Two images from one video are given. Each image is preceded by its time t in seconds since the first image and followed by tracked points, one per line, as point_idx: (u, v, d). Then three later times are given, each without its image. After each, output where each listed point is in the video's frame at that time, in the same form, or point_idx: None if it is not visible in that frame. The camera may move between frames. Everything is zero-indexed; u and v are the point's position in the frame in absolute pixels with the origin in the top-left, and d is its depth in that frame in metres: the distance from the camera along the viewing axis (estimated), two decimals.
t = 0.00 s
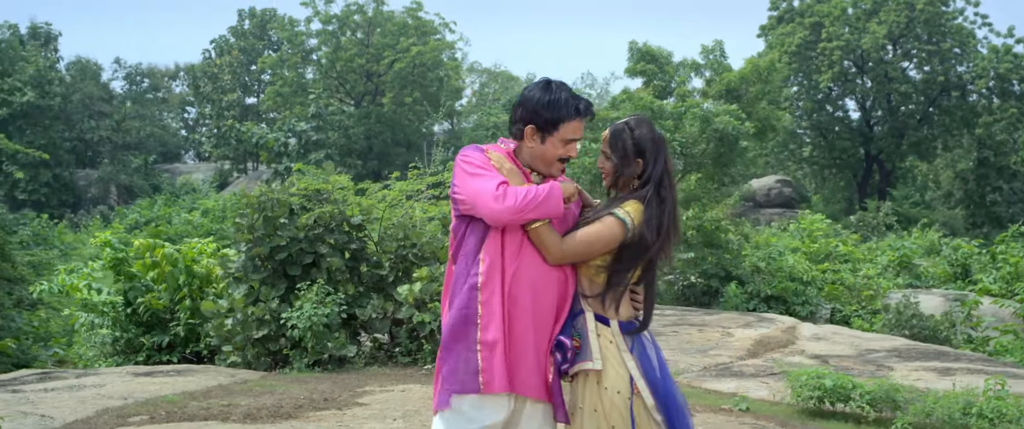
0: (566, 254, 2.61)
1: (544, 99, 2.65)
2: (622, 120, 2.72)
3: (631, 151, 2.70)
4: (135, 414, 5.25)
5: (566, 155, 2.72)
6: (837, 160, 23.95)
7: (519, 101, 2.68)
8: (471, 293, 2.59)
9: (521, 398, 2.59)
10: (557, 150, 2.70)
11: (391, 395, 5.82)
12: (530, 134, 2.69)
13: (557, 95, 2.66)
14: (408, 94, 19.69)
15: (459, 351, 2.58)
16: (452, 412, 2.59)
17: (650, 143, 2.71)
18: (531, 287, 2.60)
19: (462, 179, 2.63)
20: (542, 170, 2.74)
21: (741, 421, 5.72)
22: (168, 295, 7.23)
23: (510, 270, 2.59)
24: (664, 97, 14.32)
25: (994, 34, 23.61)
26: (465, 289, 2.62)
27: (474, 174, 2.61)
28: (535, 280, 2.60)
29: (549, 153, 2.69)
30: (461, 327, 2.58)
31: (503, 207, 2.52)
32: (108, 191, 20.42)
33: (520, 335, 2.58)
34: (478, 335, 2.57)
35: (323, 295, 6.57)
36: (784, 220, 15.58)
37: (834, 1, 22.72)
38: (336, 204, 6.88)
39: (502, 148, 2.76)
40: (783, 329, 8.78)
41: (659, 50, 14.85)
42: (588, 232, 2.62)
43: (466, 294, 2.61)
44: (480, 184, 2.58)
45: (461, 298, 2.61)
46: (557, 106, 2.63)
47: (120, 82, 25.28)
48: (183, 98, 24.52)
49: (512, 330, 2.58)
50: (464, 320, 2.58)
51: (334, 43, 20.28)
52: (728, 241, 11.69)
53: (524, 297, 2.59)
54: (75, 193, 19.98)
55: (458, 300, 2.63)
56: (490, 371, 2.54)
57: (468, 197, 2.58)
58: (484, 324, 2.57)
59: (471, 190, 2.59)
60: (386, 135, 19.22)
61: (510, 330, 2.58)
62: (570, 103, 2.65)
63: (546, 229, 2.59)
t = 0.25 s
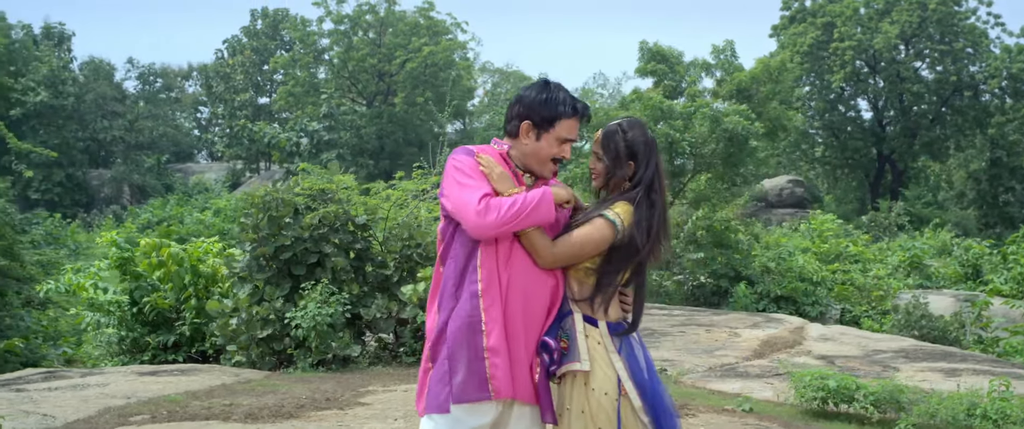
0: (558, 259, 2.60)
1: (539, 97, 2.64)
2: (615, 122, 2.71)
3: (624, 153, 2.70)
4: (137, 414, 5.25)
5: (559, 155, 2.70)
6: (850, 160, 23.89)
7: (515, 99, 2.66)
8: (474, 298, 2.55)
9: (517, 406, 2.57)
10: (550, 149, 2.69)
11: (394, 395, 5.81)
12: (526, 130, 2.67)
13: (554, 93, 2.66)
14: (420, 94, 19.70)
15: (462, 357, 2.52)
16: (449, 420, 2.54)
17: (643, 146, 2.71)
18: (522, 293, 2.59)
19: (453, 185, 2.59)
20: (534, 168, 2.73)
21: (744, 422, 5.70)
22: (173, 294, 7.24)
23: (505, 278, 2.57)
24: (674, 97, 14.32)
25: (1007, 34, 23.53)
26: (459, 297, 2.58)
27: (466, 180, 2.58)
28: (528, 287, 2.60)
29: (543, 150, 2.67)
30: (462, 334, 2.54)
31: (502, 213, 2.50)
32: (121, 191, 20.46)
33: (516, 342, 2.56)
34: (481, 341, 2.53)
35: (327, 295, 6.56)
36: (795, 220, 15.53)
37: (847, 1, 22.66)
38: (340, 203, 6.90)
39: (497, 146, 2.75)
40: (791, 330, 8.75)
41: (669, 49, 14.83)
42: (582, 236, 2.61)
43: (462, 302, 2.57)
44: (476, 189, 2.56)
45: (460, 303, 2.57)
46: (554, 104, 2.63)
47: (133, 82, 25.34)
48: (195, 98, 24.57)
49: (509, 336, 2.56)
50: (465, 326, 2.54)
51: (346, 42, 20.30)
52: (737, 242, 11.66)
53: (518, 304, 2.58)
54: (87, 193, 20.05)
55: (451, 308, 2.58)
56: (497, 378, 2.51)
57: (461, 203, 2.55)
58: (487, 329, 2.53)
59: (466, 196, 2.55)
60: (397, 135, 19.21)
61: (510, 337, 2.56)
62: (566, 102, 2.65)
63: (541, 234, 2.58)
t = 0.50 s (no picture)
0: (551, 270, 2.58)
1: (529, 94, 2.68)
2: (614, 123, 2.71)
3: (619, 157, 2.69)
4: (143, 413, 5.26)
5: (551, 150, 2.71)
6: (866, 161, 23.82)
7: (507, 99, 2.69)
8: (473, 304, 2.55)
9: (512, 412, 2.58)
10: (543, 142, 2.69)
11: (400, 395, 5.81)
12: (520, 119, 2.68)
13: (544, 93, 2.68)
14: (435, 94, 19.71)
15: (462, 363, 2.52)
16: (438, 424, 2.53)
17: (638, 148, 2.71)
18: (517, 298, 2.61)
19: (441, 193, 2.57)
20: (529, 162, 2.73)
21: (751, 422, 5.68)
22: (183, 293, 7.26)
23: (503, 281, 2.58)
24: (688, 97, 14.31)
25: None
26: (451, 300, 2.57)
27: (454, 190, 2.58)
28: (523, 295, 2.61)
29: (537, 143, 2.68)
30: (460, 339, 2.54)
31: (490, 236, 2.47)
32: (138, 191, 20.52)
33: (514, 347, 2.58)
34: (480, 348, 2.53)
35: (335, 294, 6.55)
36: (810, 221, 15.49)
37: (863, 0, 22.60)
38: (349, 203, 6.91)
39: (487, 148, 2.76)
40: (801, 331, 8.73)
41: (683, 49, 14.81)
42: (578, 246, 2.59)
43: (454, 306, 2.57)
44: (462, 199, 2.56)
45: (459, 308, 2.56)
46: (545, 98, 2.65)
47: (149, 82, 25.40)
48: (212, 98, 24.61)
49: (506, 342, 2.57)
50: (464, 330, 2.53)
51: (362, 42, 20.34)
52: (750, 242, 11.62)
53: (514, 310, 2.60)
54: (107, 192, 20.17)
55: (442, 311, 2.58)
56: (501, 383, 2.53)
57: (445, 215, 2.53)
58: (487, 335, 2.54)
59: (454, 207, 2.54)
60: (412, 134, 19.21)
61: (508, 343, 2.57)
62: (557, 96, 2.67)
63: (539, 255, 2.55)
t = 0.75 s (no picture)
0: (542, 278, 2.63)
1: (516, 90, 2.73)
2: (614, 126, 2.76)
3: (613, 160, 2.75)
4: (148, 412, 5.27)
5: (540, 144, 2.74)
6: (882, 161, 23.77)
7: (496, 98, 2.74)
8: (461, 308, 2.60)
9: (497, 415, 2.63)
10: (532, 135, 2.72)
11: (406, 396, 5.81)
12: (509, 114, 2.72)
13: (530, 90, 2.73)
14: (451, 94, 19.73)
15: (450, 365, 2.56)
16: (426, 425, 2.56)
17: (633, 155, 2.77)
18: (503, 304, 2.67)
19: (428, 196, 2.63)
20: (518, 157, 2.75)
21: (758, 423, 5.67)
22: (193, 293, 7.28)
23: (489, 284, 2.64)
24: (703, 97, 14.30)
25: None
26: (438, 302, 2.62)
27: (445, 195, 2.63)
28: (510, 299, 2.68)
29: (524, 136, 2.71)
30: (448, 341, 2.58)
31: (481, 248, 2.55)
32: (155, 191, 20.59)
33: (499, 350, 2.64)
34: (468, 350, 2.58)
35: (343, 294, 6.56)
36: (825, 221, 15.44)
37: (879, 0, 22.54)
38: (358, 203, 6.91)
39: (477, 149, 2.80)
40: (813, 332, 8.70)
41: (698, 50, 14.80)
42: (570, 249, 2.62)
43: (442, 308, 2.61)
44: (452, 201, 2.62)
45: (446, 311, 2.61)
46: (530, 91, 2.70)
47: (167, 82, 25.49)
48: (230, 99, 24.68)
49: (493, 347, 2.63)
50: (452, 331, 2.58)
51: (378, 43, 20.37)
52: (764, 243, 11.55)
53: (498, 314, 2.66)
54: (124, 192, 20.29)
55: (430, 313, 2.62)
56: (486, 386, 2.57)
57: (434, 219, 2.58)
58: (474, 337, 2.59)
59: (443, 212, 2.59)
60: (428, 134, 19.22)
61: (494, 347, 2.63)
62: (542, 89, 2.71)
63: (532, 272, 2.62)
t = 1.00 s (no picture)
0: (533, 282, 2.69)
1: (510, 89, 2.74)
2: (611, 127, 2.82)
3: (606, 162, 2.81)
4: (158, 412, 5.28)
5: (539, 143, 2.75)
6: (903, 161, 23.70)
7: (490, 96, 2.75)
8: (451, 310, 2.64)
9: (486, 415, 2.67)
10: (529, 136, 2.74)
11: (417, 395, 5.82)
12: (504, 119, 2.73)
13: (524, 90, 2.74)
14: (471, 95, 19.79)
15: (440, 366, 2.59)
16: (418, 425, 2.60)
17: (626, 157, 2.82)
18: (495, 305, 2.70)
19: (420, 196, 2.67)
20: (514, 157, 2.77)
21: (770, 425, 5.65)
22: (208, 293, 7.30)
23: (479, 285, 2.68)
24: (721, 97, 14.27)
25: None
26: (429, 303, 2.65)
27: (436, 198, 2.66)
28: (501, 300, 2.71)
29: (522, 138, 2.73)
30: (438, 341, 2.61)
31: (473, 252, 2.59)
32: (177, 190, 20.69)
33: (489, 351, 2.67)
34: (458, 351, 2.62)
35: (355, 294, 6.56)
36: (845, 222, 15.41)
37: (900, 0, 22.47)
38: (370, 203, 6.93)
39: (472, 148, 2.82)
40: (829, 332, 8.68)
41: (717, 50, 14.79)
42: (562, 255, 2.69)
43: (433, 309, 2.64)
44: (441, 204, 2.65)
45: (437, 313, 2.64)
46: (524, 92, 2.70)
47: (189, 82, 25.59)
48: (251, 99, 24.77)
49: (484, 350, 2.66)
50: (442, 331, 2.61)
51: (398, 44, 20.54)
52: (783, 242, 11.52)
53: (489, 314, 2.69)
54: (146, 192, 20.40)
55: (421, 314, 2.65)
56: (475, 388, 2.61)
57: (425, 221, 2.62)
58: (464, 338, 2.62)
59: (435, 214, 2.63)
60: (448, 134, 19.23)
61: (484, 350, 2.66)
62: (537, 89, 2.73)
63: (523, 275, 2.67)
